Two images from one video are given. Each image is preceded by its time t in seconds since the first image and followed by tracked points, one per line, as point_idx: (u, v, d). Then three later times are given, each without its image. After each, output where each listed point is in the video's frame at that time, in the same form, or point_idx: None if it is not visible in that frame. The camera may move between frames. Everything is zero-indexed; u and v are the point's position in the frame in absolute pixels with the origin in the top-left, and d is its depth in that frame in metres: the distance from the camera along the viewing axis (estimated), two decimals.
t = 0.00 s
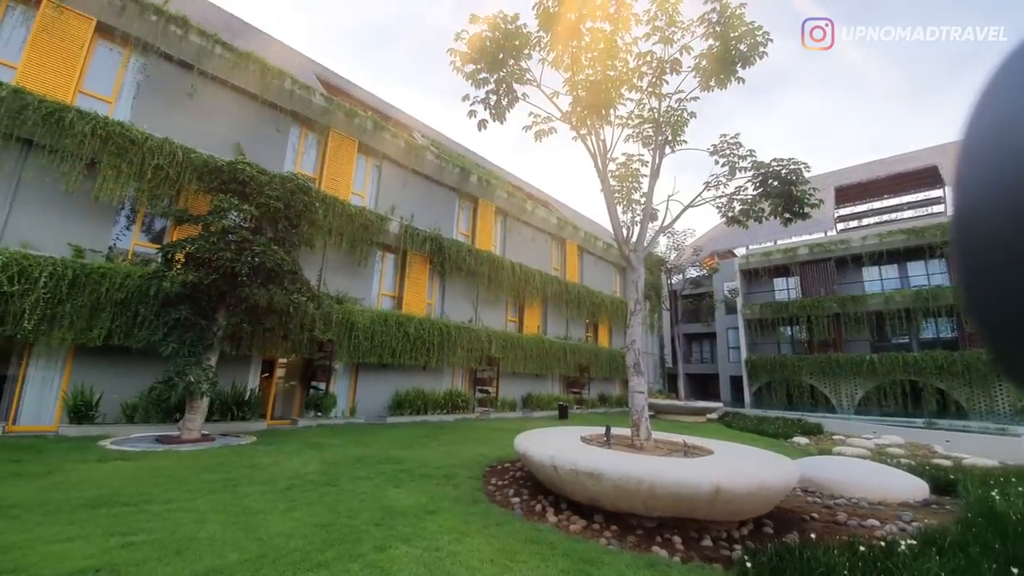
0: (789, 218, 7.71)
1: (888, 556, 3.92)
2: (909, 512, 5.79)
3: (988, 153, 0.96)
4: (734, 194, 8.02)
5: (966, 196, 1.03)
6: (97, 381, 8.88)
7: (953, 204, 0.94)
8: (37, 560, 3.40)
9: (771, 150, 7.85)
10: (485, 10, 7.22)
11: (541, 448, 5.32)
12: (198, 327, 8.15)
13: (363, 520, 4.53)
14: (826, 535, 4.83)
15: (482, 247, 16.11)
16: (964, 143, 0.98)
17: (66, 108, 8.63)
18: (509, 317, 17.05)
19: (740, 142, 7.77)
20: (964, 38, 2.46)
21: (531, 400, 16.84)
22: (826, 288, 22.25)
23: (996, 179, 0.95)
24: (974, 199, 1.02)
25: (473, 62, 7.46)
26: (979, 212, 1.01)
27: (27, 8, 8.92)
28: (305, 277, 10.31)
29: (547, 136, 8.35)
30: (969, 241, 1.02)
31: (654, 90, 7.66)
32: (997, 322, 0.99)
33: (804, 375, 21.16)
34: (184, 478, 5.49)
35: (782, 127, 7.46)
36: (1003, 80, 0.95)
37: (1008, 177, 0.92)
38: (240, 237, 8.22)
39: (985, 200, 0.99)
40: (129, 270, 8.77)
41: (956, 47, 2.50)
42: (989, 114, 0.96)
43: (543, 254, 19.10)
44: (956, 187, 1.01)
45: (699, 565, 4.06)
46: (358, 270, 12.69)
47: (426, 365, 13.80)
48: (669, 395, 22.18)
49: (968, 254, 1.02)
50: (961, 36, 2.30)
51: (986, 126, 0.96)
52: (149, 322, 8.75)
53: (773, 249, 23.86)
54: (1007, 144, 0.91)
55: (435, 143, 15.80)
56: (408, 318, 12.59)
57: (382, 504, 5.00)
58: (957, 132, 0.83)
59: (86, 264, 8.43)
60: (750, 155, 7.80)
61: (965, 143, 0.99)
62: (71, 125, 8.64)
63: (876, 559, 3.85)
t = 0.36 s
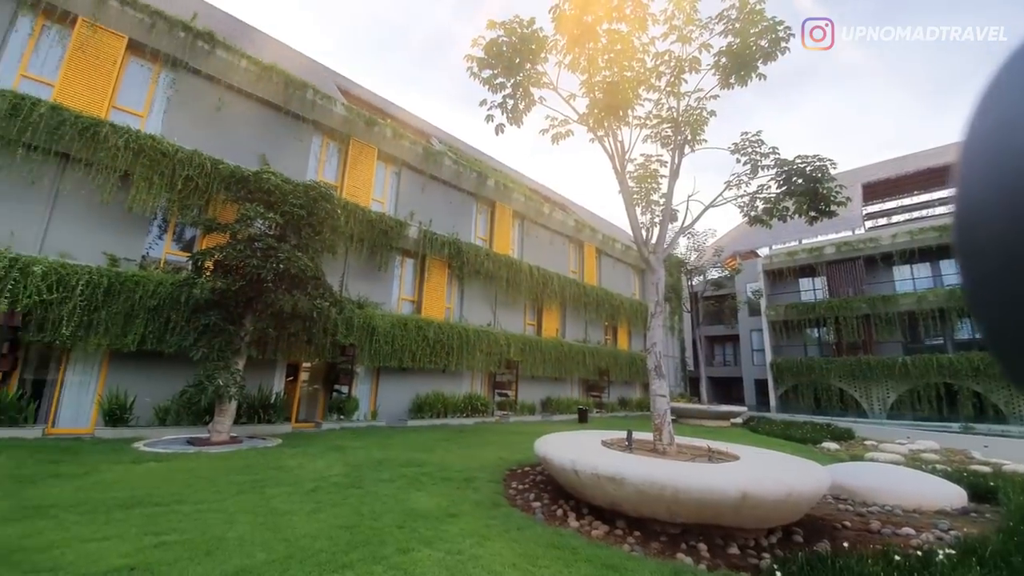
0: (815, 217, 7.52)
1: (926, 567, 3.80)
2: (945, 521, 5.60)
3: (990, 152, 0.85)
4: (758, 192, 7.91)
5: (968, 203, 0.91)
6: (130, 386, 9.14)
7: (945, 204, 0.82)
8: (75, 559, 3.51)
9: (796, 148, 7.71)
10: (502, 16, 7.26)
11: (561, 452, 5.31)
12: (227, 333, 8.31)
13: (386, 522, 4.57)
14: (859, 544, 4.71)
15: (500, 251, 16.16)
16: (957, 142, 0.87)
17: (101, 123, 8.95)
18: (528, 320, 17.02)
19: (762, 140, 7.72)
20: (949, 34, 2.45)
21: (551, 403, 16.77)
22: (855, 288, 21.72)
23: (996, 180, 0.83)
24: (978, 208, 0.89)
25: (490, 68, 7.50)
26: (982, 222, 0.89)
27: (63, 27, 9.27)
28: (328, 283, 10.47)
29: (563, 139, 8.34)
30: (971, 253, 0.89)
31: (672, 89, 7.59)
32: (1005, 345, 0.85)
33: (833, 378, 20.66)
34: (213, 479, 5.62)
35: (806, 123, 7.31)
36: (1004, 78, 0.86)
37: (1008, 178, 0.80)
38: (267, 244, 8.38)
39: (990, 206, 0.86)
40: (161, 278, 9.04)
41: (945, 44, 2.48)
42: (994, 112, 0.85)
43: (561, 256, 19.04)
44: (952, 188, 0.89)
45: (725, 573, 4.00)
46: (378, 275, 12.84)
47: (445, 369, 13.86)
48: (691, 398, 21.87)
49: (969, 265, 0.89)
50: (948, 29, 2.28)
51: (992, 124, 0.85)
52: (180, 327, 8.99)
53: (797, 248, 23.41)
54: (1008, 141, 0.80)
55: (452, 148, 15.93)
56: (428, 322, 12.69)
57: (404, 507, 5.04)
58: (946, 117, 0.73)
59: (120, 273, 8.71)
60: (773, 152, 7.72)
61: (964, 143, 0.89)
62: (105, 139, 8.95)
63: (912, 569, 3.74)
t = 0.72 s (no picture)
0: (846, 213, 7.29)
1: None
2: (989, 529, 5.39)
3: (989, 155, 0.92)
4: (785, 189, 7.76)
5: (967, 205, 0.98)
6: (166, 388, 9.42)
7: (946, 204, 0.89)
8: (115, 556, 3.63)
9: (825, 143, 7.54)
10: (519, 20, 7.29)
11: (586, 456, 5.28)
12: (257, 337, 8.52)
13: (412, 524, 4.61)
14: (898, 553, 4.56)
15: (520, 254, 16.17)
16: (960, 142, 0.94)
17: (136, 137, 9.27)
18: (549, 322, 16.96)
19: (788, 134, 7.48)
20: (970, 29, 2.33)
21: (573, 406, 16.67)
22: (892, 286, 21.05)
23: (997, 182, 0.90)
24: (976, 211, 0.97)
25: (509, 71, 7.55)
26: (980, 221, 0.96)
27: (100, 46, 9.62)
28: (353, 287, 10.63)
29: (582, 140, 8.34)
30: (970, 254, 0.97)
31: (695, 86, 7.57)
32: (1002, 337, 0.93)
33: (869, 380, 20.05)
34: (245, 479, 5.76)
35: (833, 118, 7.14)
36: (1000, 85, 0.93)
37: (1010, 179, 0.87)
38: (295, 250, 8.54)
39: (988, 207, 0.94)
40: (195, 284, 9.31)
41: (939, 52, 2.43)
42: (994, 114, 0.92)
43: (582, 258, 18.93)
44: (954, 189, 0.97)
45: None
46: (400, 279, 13.00)
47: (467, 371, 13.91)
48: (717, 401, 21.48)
49: (970, 267, 0.96)
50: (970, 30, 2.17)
51: (990, 128, 0.93)
52: (213, 332, 9.25)
53: (829, 246, 22.78)
54: (1006, 143, 0.87)
55: (471, 152, 16.05)
56: (449, 325, 12.79)
57: (429, 508, 5.08)
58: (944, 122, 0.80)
59: (157, 280, 9.00)
60: (801, 147, 7.46)
61: (965, 145, 0.96)
62: (141, 153, 9.28)
63: None
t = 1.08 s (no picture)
0: (883, 206, 7.08)
1: None
2: None
3: (989, 155, 0.95)
4: (818, 182, 7.58)
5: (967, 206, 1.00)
6: (206, 390, 9.72)
7: (949, 200, 0.91)
8: (159, 551, 3.76)
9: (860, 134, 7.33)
10: (538, 22, 7.31)
11: (613, 458, 5.25)
12: (289, 340, 8.74)
13: (440, 524, 4.66)
14: (943, 562, 4.40)
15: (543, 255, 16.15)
16: (959, 142, 0.97)
17: (174, 151, 9.63)
18: (573, 323, 16.89)
19: (821, 125, 7.38)
20: (980, 27, 2.30)
21: (598, 408, 16.54)
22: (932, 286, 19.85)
23: (998, 180, 0.92)
24: (971, 212, 0.99)
25: (530, 73, 7.59)
26: (975, 222, 0.98)
27: (139, 65, 10.03)
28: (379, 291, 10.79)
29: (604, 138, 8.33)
30: (966, 255, 0.99)
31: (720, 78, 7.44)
32: (997, 334, 0.94)
33: (912, 381, 19.28)
34: (279, 477, 5.91)
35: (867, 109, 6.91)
36: (1001, 88, 0.97)
37: (1009, 178, 0.90)
38: (323, 256, 8.72)
39: (983, 207, 0.96)
40: (231, 290, 9.60)
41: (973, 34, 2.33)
42: (995, 114, 0.95)
43: (606, 258, 18.77)
44: (956, 187, 0.98)
45: None
46: (425, 282, 13.14)
47: (491, 373, 13.96)
48: (748, 402, 21.02)
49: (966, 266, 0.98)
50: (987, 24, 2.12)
51: (990, 127, 0.96)
52: (248, 336, 9.52)
53: (866, 241, 22.11)
54: (1006, 142, 0.90)
55: (492, 154, 16.12)
56: (473, 327, 12.86)
57: (456, 509, 5.11)
58: (949, 115, 0.83)
59: (196, 286, 9.32)
60: (834, 139, 7.39)
61: (964, 146, 0.99)
62: (179, 165, 9.64)
63: None
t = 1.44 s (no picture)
0: (927, 196, 6.80)
1: None
2: None
3: (991, 154, 0.90)
4: (855, 173, 7.39)
5: (965, 205, 0.96)
6: (243, 392, 10.01)
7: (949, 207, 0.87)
8: (201, 545, 3.90)
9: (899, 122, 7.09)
10: (558, 21, 7.34)
11: (642, 461, 5.20)
12: (320, 342, 8.94)
13: (468, 524, 4.69)
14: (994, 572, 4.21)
15: (567, 255, 16.09)
16: (961, 142, 0.91)
17: (211, 162, 9.97)
18: (598, 323, 16.77)
19: (858, 115, 7.20)
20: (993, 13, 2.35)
21: (626, 409, 16.37)
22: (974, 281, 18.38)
23: (999, 181, 0.88)
24: (972, 211, 0.96)
25: (552, 73, 7.59)
26: (977, 222, 0.95)
27: (176, 80, 10.40)
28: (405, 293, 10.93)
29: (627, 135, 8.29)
30: (969, 256, 0.95)
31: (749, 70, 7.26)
32: (1002, 335, 0.93)
33: (960, 381, 18.58)
34: (313, 476, 6.04)
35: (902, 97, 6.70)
36: (1007, 79, 0.90)
37: (1011, 182, 0.85)
38: (352, 261, 8.89)
39: (986, 206, 0.92)
40: (265, 295, 9.87)
41: (993, 19, 2.22)
42: (999, 109, 0.89)
43: (631, 257, 18.56)
44: (955, 189, 0.94)
45: None
46: (450, 284, 13.25)
47: (516, 374, 13.98)
48: (780, 402, 20.50)
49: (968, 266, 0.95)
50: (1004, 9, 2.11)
51: (993, 124, 0.90)
52: (281, 339, 9.78)
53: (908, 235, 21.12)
54: (1009, 142, 0.85)
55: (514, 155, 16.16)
56: (499, 328, 12.90)
57: (485, 509, 5.15)
58: (951, 126, 0.77)
59: (232, 292, 9.61)
60: (871, 127, 7.17)
61: (966, 143, 0.93)
62: (217, 176, 9.99)
63: None
